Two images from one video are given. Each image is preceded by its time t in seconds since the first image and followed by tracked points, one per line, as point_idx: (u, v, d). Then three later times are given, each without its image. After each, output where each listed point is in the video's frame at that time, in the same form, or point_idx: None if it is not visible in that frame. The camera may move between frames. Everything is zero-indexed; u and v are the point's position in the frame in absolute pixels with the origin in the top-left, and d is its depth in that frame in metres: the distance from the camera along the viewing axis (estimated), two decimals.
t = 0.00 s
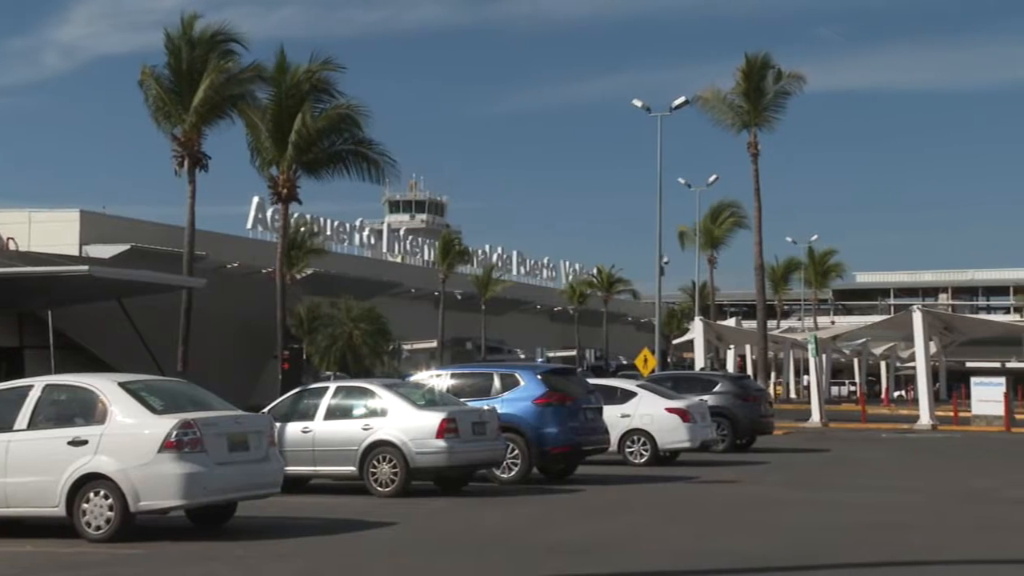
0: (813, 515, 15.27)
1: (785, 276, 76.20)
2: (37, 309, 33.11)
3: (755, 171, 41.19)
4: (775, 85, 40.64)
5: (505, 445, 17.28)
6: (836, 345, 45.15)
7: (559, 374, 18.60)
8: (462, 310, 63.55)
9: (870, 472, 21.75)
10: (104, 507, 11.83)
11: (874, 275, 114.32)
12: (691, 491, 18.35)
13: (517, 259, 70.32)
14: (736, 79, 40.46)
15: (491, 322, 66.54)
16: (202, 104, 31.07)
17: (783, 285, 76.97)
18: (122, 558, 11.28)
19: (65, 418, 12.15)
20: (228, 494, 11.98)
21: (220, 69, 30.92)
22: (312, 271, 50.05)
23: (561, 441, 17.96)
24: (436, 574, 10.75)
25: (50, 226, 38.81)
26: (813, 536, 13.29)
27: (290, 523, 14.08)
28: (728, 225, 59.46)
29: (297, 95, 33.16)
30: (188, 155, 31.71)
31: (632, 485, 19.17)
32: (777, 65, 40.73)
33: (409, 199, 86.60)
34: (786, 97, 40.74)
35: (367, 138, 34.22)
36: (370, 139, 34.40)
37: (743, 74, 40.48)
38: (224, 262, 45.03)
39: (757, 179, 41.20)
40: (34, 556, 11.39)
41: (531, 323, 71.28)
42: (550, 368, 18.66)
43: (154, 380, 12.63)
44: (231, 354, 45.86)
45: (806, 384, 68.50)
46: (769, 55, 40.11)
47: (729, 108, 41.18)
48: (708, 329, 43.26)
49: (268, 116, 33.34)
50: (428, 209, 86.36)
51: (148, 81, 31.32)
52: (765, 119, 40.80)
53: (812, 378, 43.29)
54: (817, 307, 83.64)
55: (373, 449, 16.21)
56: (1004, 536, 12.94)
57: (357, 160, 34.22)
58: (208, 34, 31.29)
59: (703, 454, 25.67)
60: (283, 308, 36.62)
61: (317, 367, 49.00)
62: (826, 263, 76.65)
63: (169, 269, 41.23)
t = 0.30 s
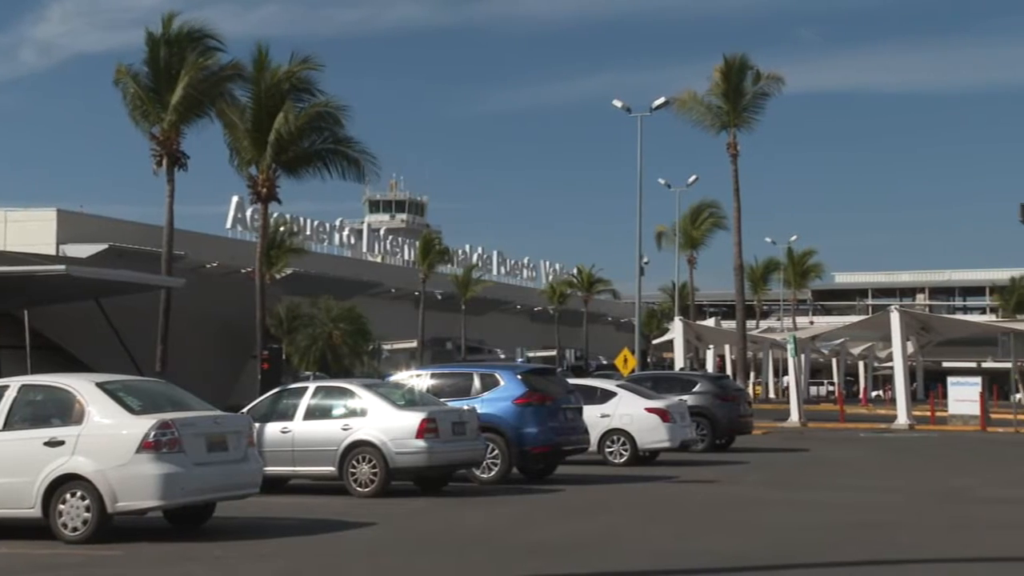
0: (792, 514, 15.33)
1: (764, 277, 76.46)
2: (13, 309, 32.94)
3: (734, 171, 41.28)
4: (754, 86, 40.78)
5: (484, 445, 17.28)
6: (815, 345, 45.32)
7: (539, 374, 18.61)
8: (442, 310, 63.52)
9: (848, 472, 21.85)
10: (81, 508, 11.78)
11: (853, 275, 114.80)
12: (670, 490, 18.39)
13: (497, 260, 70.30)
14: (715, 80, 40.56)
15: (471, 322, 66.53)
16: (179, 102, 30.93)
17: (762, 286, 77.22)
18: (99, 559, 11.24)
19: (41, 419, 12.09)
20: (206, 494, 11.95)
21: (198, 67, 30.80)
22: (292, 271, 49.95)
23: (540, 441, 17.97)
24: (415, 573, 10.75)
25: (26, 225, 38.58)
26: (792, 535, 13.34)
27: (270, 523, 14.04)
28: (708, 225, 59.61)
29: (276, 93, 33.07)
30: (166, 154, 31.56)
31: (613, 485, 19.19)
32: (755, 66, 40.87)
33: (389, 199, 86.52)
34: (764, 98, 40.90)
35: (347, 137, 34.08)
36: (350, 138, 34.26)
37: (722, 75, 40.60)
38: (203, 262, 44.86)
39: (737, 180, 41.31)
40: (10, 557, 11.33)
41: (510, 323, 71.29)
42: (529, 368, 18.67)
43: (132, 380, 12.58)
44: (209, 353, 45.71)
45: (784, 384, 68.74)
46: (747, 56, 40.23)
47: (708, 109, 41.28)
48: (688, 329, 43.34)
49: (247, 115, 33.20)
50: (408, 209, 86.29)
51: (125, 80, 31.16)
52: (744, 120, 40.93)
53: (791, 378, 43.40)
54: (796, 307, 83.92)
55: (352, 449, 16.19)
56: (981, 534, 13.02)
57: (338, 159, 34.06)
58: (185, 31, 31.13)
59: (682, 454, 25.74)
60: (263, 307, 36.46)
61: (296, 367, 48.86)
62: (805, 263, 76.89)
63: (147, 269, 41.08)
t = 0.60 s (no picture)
0: (769, 513, 15.38)
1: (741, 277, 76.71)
2: None
3: (710, 172, 41.41)
4: (730, 87, 40.96)
5: (461, 445, 17.27)
6: (790, 345, 45.49)
7: (516, 374, 18.61)
8: (419, 310, 63.46)
9: (824, 471, 21.94)
10: (53, 509, 11.71)
11: (828, 275, 115.31)
12: (646, 490, 18.42)
13: (474, 260, 70.27)
14: (691, 81, 40.67)
15: (448, 322, 66.50)
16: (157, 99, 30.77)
17: (738, 286, 77.47)
18: (72, 561, 11.17)
19: (14, 419, 12.01)
20: (182, 494, 11.90)
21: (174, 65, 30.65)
22: (267, 270, 49.81)
23: (517, 441, 17.98)
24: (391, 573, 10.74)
25: None
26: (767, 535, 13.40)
27: (246, 523, 13.99)
28: (685, 226, 59.77)
29: (252, 92, 32.96)
30: (143, 153, 31.38)
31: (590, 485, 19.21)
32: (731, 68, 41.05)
33: (366, 199, 86.39)
34: (740, 99, 41.09)
35: (324, 134, 34.07)
36: (327, 135, 34.24)
37: (698, 77, 40.72)
38: (178, 261, 44.67)
39: (713, 180, 41.44)
40: None
41: (487, 323, 71.27)
42: (506, 368, 18.68)
43: (106, 380, 12.51)
44: (185, 353, 45.53)
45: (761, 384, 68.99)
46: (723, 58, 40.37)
47: (684, 111, 41.38)
48: (665, 329, 43.43)
49: (223, 113, 33.07)
50: (385, 208, 86.15)
51: (99, 79, 30.90)
52: (721, 121, 41.07)
53: (767, 378, 43.51)
54: (772, 308, 84.18)
55: (329, 449, 16.15)
56: (956, 532, 13.10)
57: (315, 157, 34.04)
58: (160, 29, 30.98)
59: (659, 454, 25.79)
60: (239, 307, 36.32)
61: (273, 366, 48.71)
62: (781, 263, 77.18)
63: (122, 268, 40.89)
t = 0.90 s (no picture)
0: (742, 512, 15.43)
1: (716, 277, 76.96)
2: None
3: (685, 172, 41.50)
4: (704, 88, 41.09)
5: (436, 445, 17.24)
6: (764, 345, 45.66)
7: (491, 374, 18.60)
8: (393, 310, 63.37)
9: (797, 470, 22.03)
10: (23, 510, 11.62)
11: (802, 275, 115.82)
12: (621, 490, 18.45)
13: (449, 259, 70.21)
14: (665, 81, 40.74)
15: (423, 322, 66.44)
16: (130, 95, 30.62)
17: (713, 286, 77.72)
18: (42, 562, 11.09)
19: None
20: (154, 495, 11.83)
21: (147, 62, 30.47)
22: (242, 269, 49.64)
23: (492, 441, 17.97)
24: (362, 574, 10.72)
25: None
26: (740, 534, 13.44)
27: (218, 524, 13.92)
28: (659, 225, 59.91)
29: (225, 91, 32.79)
30: (114, 151, 31.24)
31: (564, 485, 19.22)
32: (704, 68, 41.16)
33: (340, 198, 86.19)
34: (714, 100, 41.24)
35: (298, 133, 33.96)
36: (301, 134, 34.13)
37: (672, 77, 40.80)
38: (151, 260, 44.44)
39: (688, 180, 41.53)
40: None
41: (462, 323, 71.23)
42: (481, 367, 18.67)
43: (77, 380, 12.43)
44: (158, 352, 45.28)
45: (735, 384, 69.17)
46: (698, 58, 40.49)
47: (659, 112, 41.46)
48: (640, 329, 43.52)
49: (195, 112, 32.91)
50: (360, 208, 85.99)
51: (70, 76, 30.66)
52: (695, 121, 41.20)
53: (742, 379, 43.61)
54: (746, 308, 84.42)
55: (303, 449, 16.09)
56: (926, 530, 13.18)
57: (288, 155, 33.93)
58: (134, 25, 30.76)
59: (633, 453, 25.83)
60: (214, 307, 36.13)
61: (247, 366, 48.49)
62: (755, 263, 77.46)
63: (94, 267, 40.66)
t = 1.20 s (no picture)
0: (715, 511, 15.47)
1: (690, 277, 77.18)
2: None
3: (659, 172, 41.60)
4: (677, 88, 41.18)
5: (410, 445, 17.20)
6: (738, 345, 45.81)
7: (465, 373, 18.58)
8: (367, 310, 63.28)
9: (770, 470, 22.11)
10: None
11: (775, 276, 116.34)
12: (595, 489, 18.45)
13: (423, 259, 70.15)
14: (637, 80, 40.81)
15: (397, 322, 66.38)
16: (101, 93, 30.42)
17: (687, 285, 77.91)
18: (11, 564, 11.00)
19: None
20: (125, 495, 11.75)
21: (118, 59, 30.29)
22: (215, 268, 49.43)
23: (466, 441, 17.94)
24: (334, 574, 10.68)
25: None
26: (713, 533, 13.46)
27: (191, 525, 13.84)
28: (633, 225, 60.04)
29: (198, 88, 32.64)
30: (86, 150, 31.05)
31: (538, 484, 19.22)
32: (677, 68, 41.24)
33: (314, 198, 85.97)
34: (687, 100, 41.35)
35: (271, 131, 33.92)
36: (274, 133, 34.08)
37: (645, 76, 40.88)
38: (123, 259, 44.18)
39: (662, 179, 41.63)
40: None
41: (437, 323, 71.18)
42: (456, 367, 18.63)
43: (47, 380, 12.34)
44: (129, 351, 45.02)
45: (709, 384, 69.40)
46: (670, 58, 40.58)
47: (632, 112, 41.54)
48: (614, 329, 43.58)
49: (167, 110, 32.74)
50: (334, 208, 85.85)
51: (40, 72, 30.44)
52: (668, 121, 41.29)
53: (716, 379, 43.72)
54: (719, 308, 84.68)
55: (276, 449, 16.01)
56: (897, 530, 13.24)
57: (261, 154, 33.88)
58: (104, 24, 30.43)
59: (607, 453, 25.85)
60: (185, 306, 35.90)
61: (220, 365, 48.27)
62: (728, 263, 77.75)
63: (64, 266, 40.41)
